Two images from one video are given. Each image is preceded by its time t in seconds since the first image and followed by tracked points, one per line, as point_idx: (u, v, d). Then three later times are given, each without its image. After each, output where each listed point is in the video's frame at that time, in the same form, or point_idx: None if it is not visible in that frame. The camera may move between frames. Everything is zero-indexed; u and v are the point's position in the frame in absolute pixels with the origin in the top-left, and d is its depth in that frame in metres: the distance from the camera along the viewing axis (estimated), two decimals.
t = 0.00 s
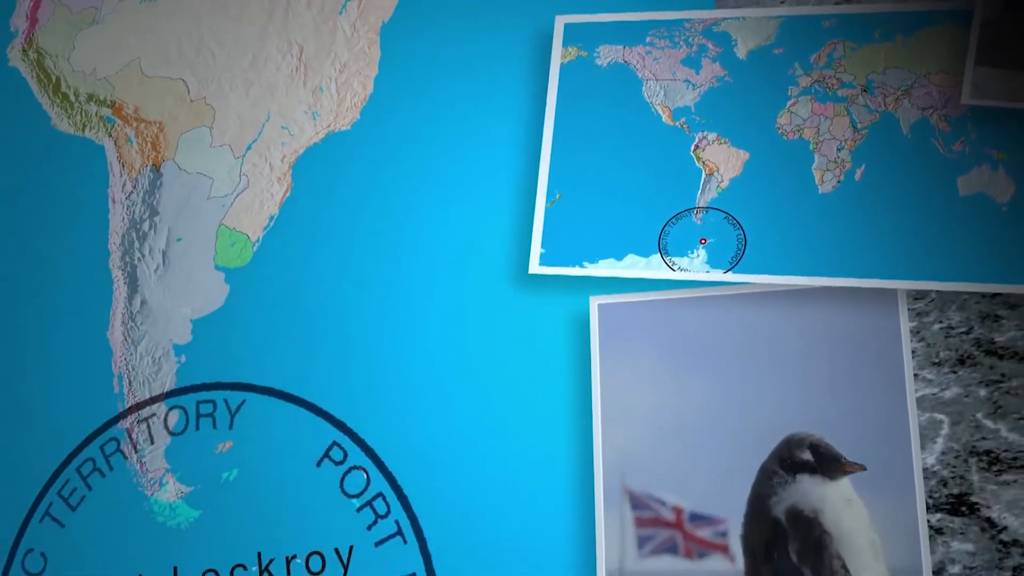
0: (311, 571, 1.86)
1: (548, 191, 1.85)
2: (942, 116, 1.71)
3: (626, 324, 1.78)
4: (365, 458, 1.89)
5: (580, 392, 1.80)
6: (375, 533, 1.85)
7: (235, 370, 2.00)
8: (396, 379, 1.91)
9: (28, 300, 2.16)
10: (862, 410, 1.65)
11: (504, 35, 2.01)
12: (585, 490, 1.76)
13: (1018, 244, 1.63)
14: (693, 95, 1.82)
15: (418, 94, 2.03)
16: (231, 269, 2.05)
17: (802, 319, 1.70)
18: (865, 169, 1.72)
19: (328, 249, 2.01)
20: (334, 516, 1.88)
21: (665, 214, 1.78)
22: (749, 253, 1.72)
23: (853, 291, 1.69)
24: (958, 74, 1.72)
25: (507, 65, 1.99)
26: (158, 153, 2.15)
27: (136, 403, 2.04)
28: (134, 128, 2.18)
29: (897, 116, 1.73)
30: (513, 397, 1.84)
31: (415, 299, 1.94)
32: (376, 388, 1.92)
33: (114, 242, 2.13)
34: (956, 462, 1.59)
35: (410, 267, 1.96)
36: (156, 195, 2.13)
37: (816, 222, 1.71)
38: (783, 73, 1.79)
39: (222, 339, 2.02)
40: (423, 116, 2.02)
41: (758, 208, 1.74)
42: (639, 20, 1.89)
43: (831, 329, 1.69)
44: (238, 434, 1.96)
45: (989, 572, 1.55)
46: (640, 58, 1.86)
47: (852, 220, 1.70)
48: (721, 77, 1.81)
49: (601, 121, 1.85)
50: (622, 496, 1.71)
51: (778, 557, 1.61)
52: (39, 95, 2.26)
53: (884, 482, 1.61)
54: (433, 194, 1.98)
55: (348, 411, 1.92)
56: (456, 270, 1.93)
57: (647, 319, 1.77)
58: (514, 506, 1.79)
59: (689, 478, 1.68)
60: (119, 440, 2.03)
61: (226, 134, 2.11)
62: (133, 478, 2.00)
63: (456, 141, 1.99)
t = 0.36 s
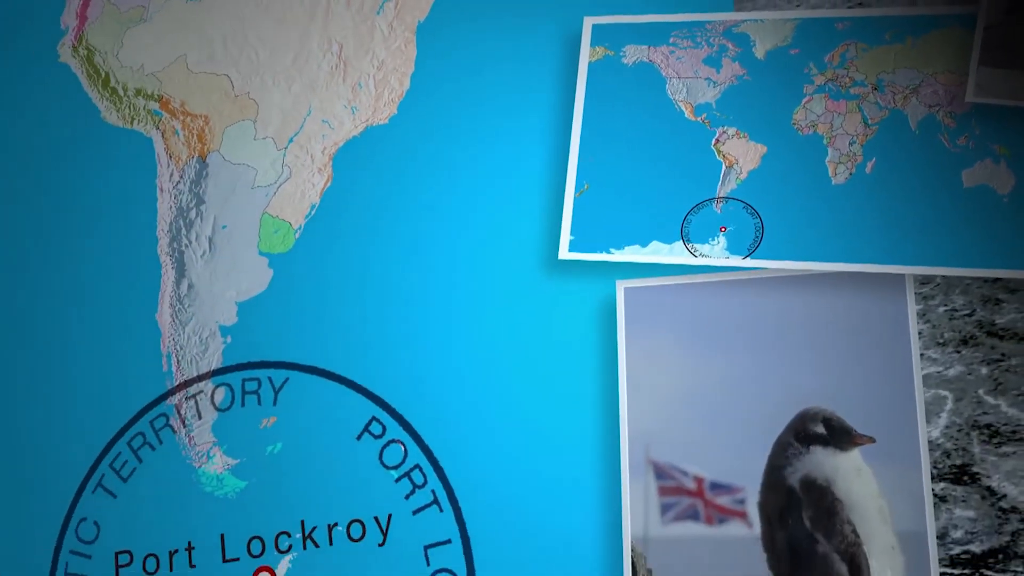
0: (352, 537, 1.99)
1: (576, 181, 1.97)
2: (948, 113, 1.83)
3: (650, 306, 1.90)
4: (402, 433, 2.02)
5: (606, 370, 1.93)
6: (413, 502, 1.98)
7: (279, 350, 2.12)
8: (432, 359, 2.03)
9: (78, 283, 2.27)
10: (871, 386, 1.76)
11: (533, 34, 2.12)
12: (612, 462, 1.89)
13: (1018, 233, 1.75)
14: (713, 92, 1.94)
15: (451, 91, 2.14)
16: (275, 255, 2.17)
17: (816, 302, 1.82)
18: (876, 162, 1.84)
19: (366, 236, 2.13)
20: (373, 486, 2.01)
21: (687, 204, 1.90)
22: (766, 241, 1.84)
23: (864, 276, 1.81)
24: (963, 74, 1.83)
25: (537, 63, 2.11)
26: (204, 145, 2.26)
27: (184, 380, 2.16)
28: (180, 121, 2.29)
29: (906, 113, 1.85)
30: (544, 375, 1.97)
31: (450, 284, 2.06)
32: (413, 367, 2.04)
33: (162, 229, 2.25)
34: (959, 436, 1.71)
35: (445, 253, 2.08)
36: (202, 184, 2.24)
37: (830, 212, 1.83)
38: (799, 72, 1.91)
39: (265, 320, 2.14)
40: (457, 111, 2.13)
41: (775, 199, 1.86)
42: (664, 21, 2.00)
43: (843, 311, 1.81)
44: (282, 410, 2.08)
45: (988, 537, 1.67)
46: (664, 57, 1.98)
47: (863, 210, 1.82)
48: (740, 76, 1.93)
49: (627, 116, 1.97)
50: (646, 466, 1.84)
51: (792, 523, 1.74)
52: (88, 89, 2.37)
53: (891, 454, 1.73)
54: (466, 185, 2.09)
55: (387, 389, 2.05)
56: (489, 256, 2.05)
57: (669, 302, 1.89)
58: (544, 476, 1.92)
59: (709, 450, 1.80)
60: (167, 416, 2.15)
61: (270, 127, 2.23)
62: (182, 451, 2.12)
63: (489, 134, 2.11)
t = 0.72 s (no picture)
0: (388, 508, 2.11)
1: (601, 174, 2.08)
2: (953, 111, 1.94)
3: (671, 291, 2.01)
4: (436, 411, 2.13)
5: (630, 351, 2.04)
6: (445, 476, 2.10)
7: (318, 332, 2.24)
8: (463, 340, 2.15)
9: (123, 269, 2.39)
10: (880, 366, 1.88)
11: (560, 34, 2.24)
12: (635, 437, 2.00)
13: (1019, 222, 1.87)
14: (732, 90, 2.05)
15: (481, 87, 2.26)
16: (313, 242, 2.28)
17: (829, 286, 1.93)
18: (885, 156, 1.95)
19: (401, 225, 2.25)
20: (408, 460, 2.13)
21: (707, 195, 2.01)
22: (782, 229, 1.96)
23: (873, 262, 1.92)
24: (968, 73, 1.95)
25: (564, 61, 2.22)
26: (245, 138, 2.38)
27: (226, 360, 2.27)
28: (222, 115, 2.40)
29: (914, 110, 1.96)
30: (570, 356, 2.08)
31: (480, 270, 2.18)
32: (445, 348, 2.16)
33: (205, 218, 2.37)
34: (962, 412, 1.83)
35: (475, 241, 2.19)
36: (243, 175, 2.36)
37: (842, 202, 1.95)
38: (813, 71, 2.02)
39: (305, 304, 2.26)
40: (487, 106, 2.25)
41: (790, 190, 1.98)
42: (684, 22, 2.12)
43: (854, 296, 1.92)
44: (321, 388, 2.20)
45: (989, 507, 1.79)
46: (685, 56, 2.09)
47: (873, 201, 1.94)
48: (757, 75, 2.05)
49: (650, 112, 2.08)
50: (667, 441, 1.96)
51: (805, 493, 1.86)
52: (133, 85, 2.48)
53: (899, 429, 1.85)
54: (496, 176, 2.21)
55: (420, 369, 2.16)
56: (518, 243, 2.17)
57: (690, 286, 2.00)
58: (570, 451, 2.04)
59: (727, 426, 1.92)
60: (211, 394, 2.26)
61: (308, 121, 2.34)
62: (224, 427, 2.24)
63: (518, 128, 2.22)
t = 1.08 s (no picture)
0: (419, 484, 2.23)
1: (623, 166, 2.20)
2: (958, 108, 2.06)
3: (689, 278, 2.12)
4: (464, 391, 2.25)
5: (649, 335, 2.15)
6: (474, 453, 2.22)
7: (351, 316, 2.35)
8: (491, 324, 2.27)
9: (161, 257, 2.49)
10: (887, 349, 1.99)
11: (582, 34, 2.35)
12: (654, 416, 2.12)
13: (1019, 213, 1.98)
14: (748, 88, 2.16)
15: (507, 84, 2.37)
16: (346, 232, 2.40)
17: (839, 274, 2.05)
18: (893, 151, 2.07)
19: (430, 215, 2.36)
20: (438, 438, 2.24)
21: (724, 187, 2.12)
22: (795, 220, 2.07)
23: (881, 251, 2.03)
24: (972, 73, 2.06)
25: (587, 59, 2.33)
26: (280, 132, 2.48)
27: (262, 343, 2.38)
28: (258, 110, 2.51)
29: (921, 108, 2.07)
30: (593, 340, 2.20)
31: (507, 258, 2.29)
32: (473, 333, 2.27)
33: (241, 207, 2.47)
34: (965, 393, 1.94)
35: (501, 230, 2.30)
36: (279, 167, 2.46)
37: (852, 195, 2.06)
38: (825, 70, 2.13)
39: (339, 291, 2.37)
40: (513, 102, 2.36)
41: (803, 183, 2.09)
42: (702, 23, 2.23)
43: (862, 282, 2.03)
44: (354, 369, 2.32)
45: (990, 482, 1.90)
46: (703, 56, 2.20)
47: (882, 193, 2.05)
48: (772, 74, 2.16)
49: (670, 108, 2.19)
50: (685, 419, 2.07)
51: (816, 468, 1.97)
52: (172, 80, 2.58)
53: (904, 408, 1.96)
54: (522, 169, 2.32)
55: (449, 352, 2.28)
56: (542, 232, 2.28)
57: (707, 273, 2.11)
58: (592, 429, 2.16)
59: (743, 405, 2.04)
60: (248, 375, 2.37)
61: (341, 117, 2.46)
62: (262, 407, 2.35)
63: (542, 123, 2.33)
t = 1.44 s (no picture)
0: (446, 463, 2.34)
1: (642, 160, 2.29)
2: (962, 107, 2.16)
3: (705, 267, 2.23)
4: (489, 373, 2.36)
5: (667, 321, 2.27)
6: (498, 433, 2.33)
7: (380, 303, 2.45)
8: (514, 311, 2.37)
9: (194, 246, 2.59)
10: (892, 335, 2.13)
11: (602, 32, 2.44)
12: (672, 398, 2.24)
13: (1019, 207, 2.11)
14: (761, 86, 2.26)
15: (529, 80, 2.46)
16: (375, 223, 2.50)
17: (848, 264, 2.17)
18: (900, 148, 2.17)
19: (456, 206, 2.46)
20: (464, 419, 2.35)
21: (738, 181, 2.22)
22: (807, 212, 2.18)
23: (888, 243, 2.16)
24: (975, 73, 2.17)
25: (606, 57, 2.42)
26: (311, 127, 2.57)
27: (295, 329, 2.49)
28: (289, 106, 2.59)
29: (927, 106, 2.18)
30: (613, 326, 2.31)
31: (529, 248, 2.39)
32: (497, 319, 2.38)
33: (273, 199, 2.56)
34: (967, 376, 2.09)
35: (523, 220, 2.41)
36: (310, 161, 2.56)
37: (861, 189, 2.17)
38: (836, 70, 2.24)
39: (368, 279, 2.47)
40: (535, 98, 2.45)
41: (814, 177, 2.20)
42: (717, 24, 2.32)
43: (870, 272, 2.16)
44: (383, 354, 2.42)
45: (991, 460, 2.06)
46: (719, 55, 2.30)
47: (890, 187, 2.16)
48: (785, 73, 2.26)
49: (687, 104, 2.29)
50: (701, 401, 2.20)
51: (826, 448, 2.11)
52: (205, 76, 2.65)
53: (908, 390, 2.10)
54: (544, 162, 2.42)
55: (474, 338, 2.38)
56: (563, 223, 2.38)
57: (722, 263, 2.22)
58: (612, 411, 2.27)
59: (757, 388, 2.17)
60: (280, 360, 2.48)
61: (369, 113, 2.55)
62: (294, 390, 2.45)
63: (563, 118, 2.43)
